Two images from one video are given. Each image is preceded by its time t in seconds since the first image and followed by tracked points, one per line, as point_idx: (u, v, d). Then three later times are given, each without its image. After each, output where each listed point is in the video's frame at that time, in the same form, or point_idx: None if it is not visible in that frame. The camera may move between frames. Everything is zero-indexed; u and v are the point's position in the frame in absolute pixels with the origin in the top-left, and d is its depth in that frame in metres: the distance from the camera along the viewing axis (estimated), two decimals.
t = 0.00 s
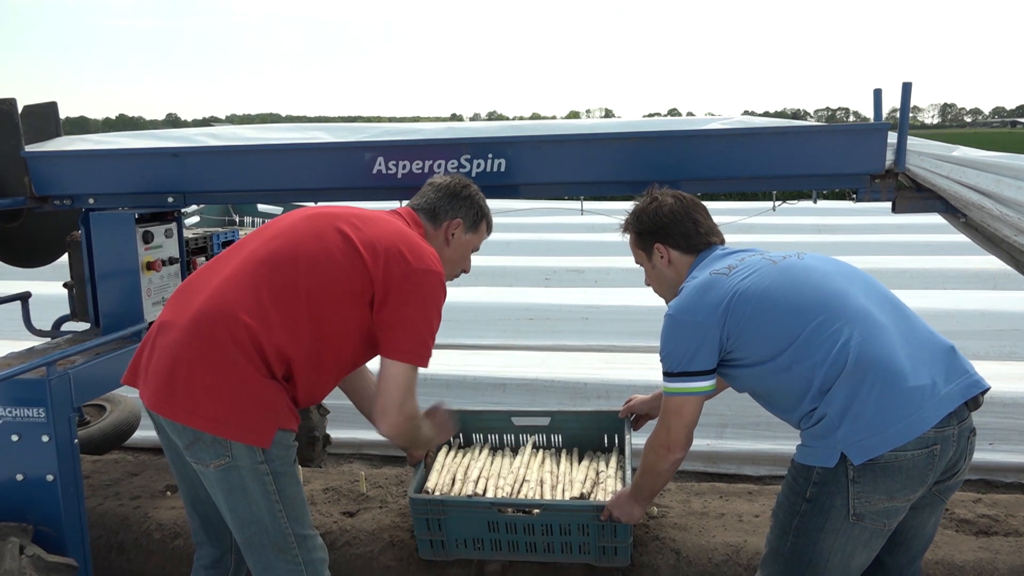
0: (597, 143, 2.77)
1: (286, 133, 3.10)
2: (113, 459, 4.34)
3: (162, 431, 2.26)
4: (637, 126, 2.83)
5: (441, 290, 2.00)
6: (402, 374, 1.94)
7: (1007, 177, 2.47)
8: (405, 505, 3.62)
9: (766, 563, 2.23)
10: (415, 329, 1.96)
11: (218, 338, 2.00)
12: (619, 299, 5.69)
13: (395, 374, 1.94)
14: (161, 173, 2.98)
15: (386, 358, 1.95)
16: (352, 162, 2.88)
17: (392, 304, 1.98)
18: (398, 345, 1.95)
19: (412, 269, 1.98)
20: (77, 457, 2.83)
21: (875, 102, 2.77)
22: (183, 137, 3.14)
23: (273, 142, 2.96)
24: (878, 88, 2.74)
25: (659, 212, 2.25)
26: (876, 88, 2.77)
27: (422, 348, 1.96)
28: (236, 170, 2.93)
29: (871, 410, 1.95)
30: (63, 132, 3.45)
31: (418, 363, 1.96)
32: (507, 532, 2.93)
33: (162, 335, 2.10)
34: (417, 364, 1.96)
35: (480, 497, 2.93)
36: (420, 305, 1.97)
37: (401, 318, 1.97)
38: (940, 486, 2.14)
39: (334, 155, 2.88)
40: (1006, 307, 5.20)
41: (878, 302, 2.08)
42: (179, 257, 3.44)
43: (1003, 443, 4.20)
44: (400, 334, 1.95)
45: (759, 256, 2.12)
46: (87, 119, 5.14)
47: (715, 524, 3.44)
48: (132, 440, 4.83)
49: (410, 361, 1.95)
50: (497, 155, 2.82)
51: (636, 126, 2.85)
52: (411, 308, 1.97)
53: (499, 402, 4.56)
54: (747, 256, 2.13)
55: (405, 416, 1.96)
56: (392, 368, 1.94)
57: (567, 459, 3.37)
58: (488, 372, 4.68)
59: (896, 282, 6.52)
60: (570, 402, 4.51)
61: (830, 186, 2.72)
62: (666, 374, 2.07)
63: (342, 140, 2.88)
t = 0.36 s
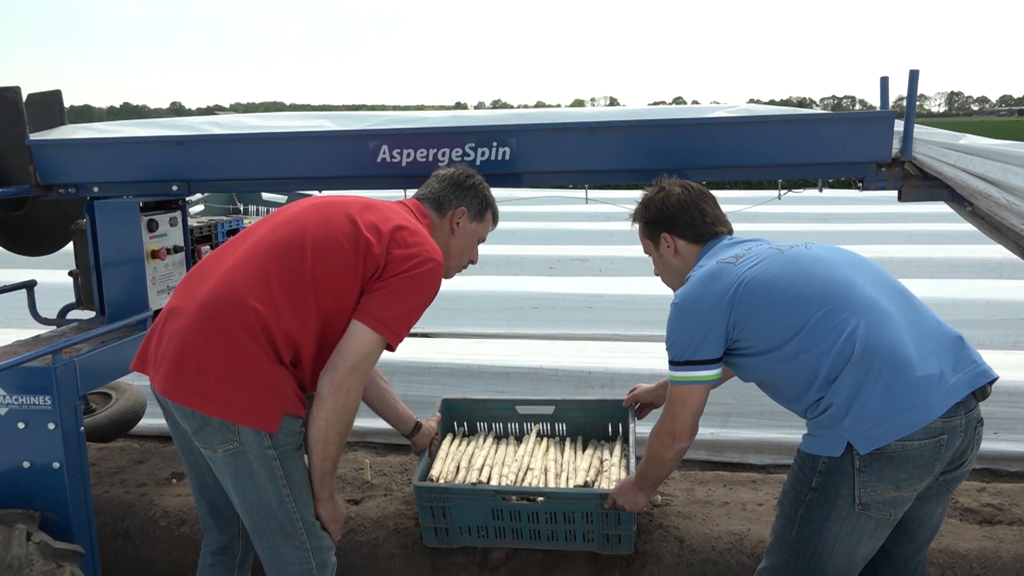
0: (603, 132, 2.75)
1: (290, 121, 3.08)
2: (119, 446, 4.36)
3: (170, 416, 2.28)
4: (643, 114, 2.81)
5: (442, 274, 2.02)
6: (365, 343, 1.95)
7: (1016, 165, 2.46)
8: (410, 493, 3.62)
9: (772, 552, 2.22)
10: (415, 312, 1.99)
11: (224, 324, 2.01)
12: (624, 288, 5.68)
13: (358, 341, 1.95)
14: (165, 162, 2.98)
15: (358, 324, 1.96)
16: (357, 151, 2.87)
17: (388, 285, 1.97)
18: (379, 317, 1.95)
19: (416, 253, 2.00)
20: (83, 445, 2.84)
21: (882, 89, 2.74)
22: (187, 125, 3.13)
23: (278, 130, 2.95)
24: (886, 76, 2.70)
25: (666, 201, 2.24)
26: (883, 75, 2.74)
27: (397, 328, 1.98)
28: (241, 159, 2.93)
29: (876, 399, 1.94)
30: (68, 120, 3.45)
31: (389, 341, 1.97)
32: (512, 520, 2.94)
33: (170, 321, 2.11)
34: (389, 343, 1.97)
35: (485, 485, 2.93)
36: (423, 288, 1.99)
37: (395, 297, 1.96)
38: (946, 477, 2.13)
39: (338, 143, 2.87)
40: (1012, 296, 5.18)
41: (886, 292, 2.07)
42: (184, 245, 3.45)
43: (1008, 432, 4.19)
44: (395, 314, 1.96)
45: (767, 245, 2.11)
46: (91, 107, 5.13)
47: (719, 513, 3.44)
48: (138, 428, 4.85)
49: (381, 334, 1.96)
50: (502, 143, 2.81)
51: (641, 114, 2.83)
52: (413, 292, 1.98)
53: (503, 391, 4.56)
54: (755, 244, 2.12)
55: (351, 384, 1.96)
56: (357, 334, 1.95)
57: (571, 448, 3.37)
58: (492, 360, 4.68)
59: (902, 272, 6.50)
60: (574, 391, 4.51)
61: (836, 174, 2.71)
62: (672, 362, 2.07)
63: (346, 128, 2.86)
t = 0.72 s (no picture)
0: (606, 120, 2.74)
1: (292, 109, 3.07)
2: (124, 435, 4.37)
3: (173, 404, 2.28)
4: (647, 102, 2.79)
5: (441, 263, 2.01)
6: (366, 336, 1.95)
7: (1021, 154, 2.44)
8: (413, 481, 3.64)
9: (774, 540, 2.23)
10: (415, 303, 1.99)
11: (227, 312, 2.01)
12: (627, 277, 5.67)
13: (358, 333, 1.95)
14: (168, 150, 2.97)
15: (356, 316, 1.96)
16: (359, 139, 2.86)
17: (389, 275, 1.97)
18: (379, 308, 1.95)
19: (415, 242, 1.99)
20: (87, 432, 2.85)
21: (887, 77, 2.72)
22: (189, 114, 3.12)
23: (280, 118, 2.94)
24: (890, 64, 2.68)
25: (670, 189, 2.23)
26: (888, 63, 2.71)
27: (397, 318, 1.97)
28: (243, 147, 2.92)
29: (879, 388, 1.94)
30: (70, 108, 3.44)
31: (389, 331, 1.97)
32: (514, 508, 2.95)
33: (173, 309, 2.11)
34: (388, 333, 1.97)
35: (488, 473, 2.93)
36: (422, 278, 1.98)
37: (396, 287, 1.96)
38: (949, 466, 2.13)
39: (341, 131, 2.86)
40: (1016, 286, 5.16)
41: (890, 280, 2.06)
42: (187, 234, 3.45)
43: (1010, 422, 4.19)
44: (395, 303, 1.96)
45: (771, 233, 2.11)
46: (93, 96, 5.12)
47: (721, 501, 3.45)
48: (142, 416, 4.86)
49: (380, 325, 1.96)
50: (505, 132, 2.79)
51: (645, 102, 2.81)
52: (414, 281, 1.98)
53: (506, 379, 4.57)
54: (758, 233, 2.12)
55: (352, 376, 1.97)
56: (357, 326, 1.95)
57: (574, 436, 3.37)
58: (495, 349, 4.68)
59: (905, 261, 6.48)
60: (576, 379, 4.51)
61: (839, 163, 2.69)
62: (675, 351, 2.07)
63: (349, 117, 2.85)
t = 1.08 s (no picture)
0: (608, 110, 2.73)
1: (294, 99, 3.06)
2: (126, 425, 4.39)
3: (175, 394, 2.29)
4: (650, 92, 2.78)
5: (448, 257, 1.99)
6: (393, 346, 1.91)
7: None
8: (414, 472, 3.64)
9: (776, 530, 2.23)
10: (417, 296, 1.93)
11: (229, 303, 2.01)
12: (629, 268, 5.66)
13: (387, 347, 1.91)
14: (169, 141, 2.97)
15: (380, 331, 1.92)
16: (360, 129, 2.85)
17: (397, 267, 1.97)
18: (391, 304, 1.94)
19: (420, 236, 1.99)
20: (90, 423, 2.86)
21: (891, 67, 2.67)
22: (190, 104, 3.11)
23: (281, 108, 2.93)
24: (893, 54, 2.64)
25: (672, 179, 2.22)
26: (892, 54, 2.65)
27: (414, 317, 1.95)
28: (244, 138, 2.91)
29: (882, 378, 1.94)
30: (71, 98, 3.43)
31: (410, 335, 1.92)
32: (516, 498, 2.96)
33: (177, 300, 2.11)
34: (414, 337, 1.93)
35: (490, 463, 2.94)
36: (428, 273, 1.96)
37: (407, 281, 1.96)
38: (950, 456, 2.14)
39: (342, 121, 2.85)
40: (1018, 276, 5.15)
41: (894, 272, 2.05)
42: (188, 224, 3.45)
43: (1012, 412, 4.19)
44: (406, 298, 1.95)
45: (773, 224, 2.10)
46: (94, 86, 5.11)
47: (723, 492, 3.45)
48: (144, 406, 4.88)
49: (405, 330, 1.93)
50: (507, 122, 2.78)
51: (647, 92, 2.80)
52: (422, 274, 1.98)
53: (507, 370, 4.57)
54: (762, 224, 2.11)
55: (392, 390, 1.92)
56: (384, 341, 1.92)
57: (575, 427, 3.38)
58: (497, 340, 4.68)
59: (908, 251, 6.46)
60: (578, 370, 4.51)
61: (842, 153, 2.68)
62: (676, 342, 2.06)
63: (350, 107, 2.84)
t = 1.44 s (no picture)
0: (610, 102, 2.72)
1: (294, 90, 3.05)
2: (128, 416, 4.40)
3: (182, 385, 2.30)
4: (651, 84, 2.77)
5: (470, 254, 2.05)
6: (469, 338, 2.12)
7: None
8: (416, 463, 3.65)
9: (776, 522, 2.24)
10: (447, 289, 2.04)
11: (238, 294, 2.03)
12: (630, 260, 5.66)
13: (463, 346, 2.13)
14: (169, 132, 2.96)
15: (450, 332, 2.11)
16: (361, 121, 2.84)
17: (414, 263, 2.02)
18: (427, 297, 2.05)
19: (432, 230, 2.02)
20: (93, 414, 2.86)
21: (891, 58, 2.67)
22: (191, 96, 3.10)
23: (281, 100, 2.92)
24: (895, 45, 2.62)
25: (674, 168, 2.22)
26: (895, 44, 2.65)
27: (450, 310, 2.06)
28: (245, 129, 2.90)
29: (882, 370, 1.94)
30: (72, 89, 3.42)
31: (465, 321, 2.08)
32: (518, 489, 2.96)
33: (185, 291, 2.13)
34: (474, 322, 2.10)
35: (492, 455, 2.94)
36: (449, 271, 2.02)
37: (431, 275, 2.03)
38: (950, 447, 2.14)
39: (343, 113, 2.84)
40: (1020, 268, 5.14)
41: (896, 263, 2.06)
42: (189, 216, 3.45)
43: (1012, 404, 4.19)
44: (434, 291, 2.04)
45: (774, 216, 2.10)
46: (95, 77, 5.10)
47: (723, 483, 3.46)
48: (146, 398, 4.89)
49: (461, 319, 2.07)
50: (508, 114, 2.77)
51: (649, 83, 2.79)
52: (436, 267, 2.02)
53: (508, 362, 4.57)
54: (762, 216, 2.11)
55: (490, 377, 2.20)
56: (458, 340, 2.12)
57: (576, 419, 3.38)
58: (498, 332, 4.69)
59: (909, 243, 6.45)
60: (579, 362, 4.52)
61: (844, 145, 2.67)
62: (676, 333, 2.06)
63: (351, 98, 2.84)
